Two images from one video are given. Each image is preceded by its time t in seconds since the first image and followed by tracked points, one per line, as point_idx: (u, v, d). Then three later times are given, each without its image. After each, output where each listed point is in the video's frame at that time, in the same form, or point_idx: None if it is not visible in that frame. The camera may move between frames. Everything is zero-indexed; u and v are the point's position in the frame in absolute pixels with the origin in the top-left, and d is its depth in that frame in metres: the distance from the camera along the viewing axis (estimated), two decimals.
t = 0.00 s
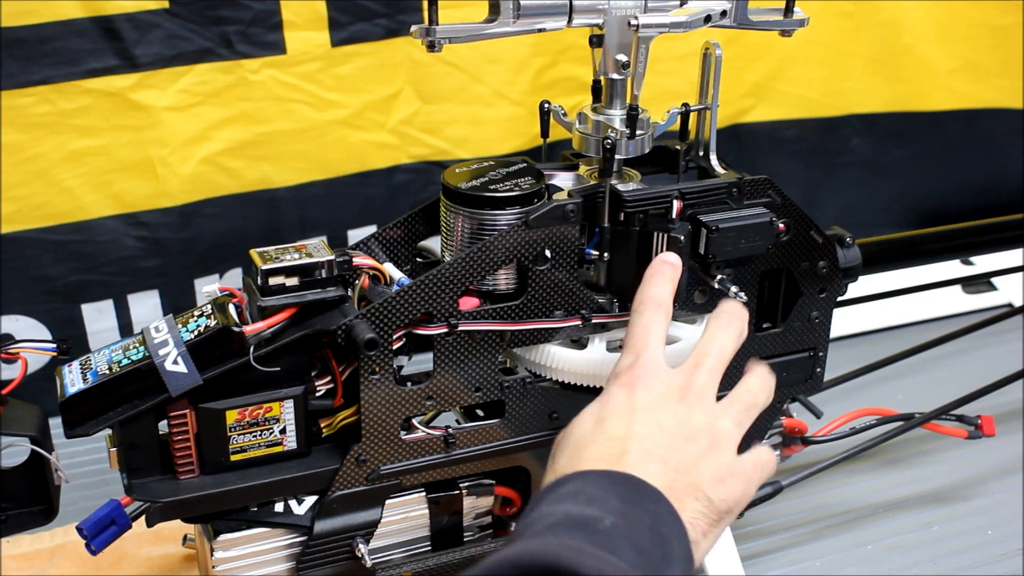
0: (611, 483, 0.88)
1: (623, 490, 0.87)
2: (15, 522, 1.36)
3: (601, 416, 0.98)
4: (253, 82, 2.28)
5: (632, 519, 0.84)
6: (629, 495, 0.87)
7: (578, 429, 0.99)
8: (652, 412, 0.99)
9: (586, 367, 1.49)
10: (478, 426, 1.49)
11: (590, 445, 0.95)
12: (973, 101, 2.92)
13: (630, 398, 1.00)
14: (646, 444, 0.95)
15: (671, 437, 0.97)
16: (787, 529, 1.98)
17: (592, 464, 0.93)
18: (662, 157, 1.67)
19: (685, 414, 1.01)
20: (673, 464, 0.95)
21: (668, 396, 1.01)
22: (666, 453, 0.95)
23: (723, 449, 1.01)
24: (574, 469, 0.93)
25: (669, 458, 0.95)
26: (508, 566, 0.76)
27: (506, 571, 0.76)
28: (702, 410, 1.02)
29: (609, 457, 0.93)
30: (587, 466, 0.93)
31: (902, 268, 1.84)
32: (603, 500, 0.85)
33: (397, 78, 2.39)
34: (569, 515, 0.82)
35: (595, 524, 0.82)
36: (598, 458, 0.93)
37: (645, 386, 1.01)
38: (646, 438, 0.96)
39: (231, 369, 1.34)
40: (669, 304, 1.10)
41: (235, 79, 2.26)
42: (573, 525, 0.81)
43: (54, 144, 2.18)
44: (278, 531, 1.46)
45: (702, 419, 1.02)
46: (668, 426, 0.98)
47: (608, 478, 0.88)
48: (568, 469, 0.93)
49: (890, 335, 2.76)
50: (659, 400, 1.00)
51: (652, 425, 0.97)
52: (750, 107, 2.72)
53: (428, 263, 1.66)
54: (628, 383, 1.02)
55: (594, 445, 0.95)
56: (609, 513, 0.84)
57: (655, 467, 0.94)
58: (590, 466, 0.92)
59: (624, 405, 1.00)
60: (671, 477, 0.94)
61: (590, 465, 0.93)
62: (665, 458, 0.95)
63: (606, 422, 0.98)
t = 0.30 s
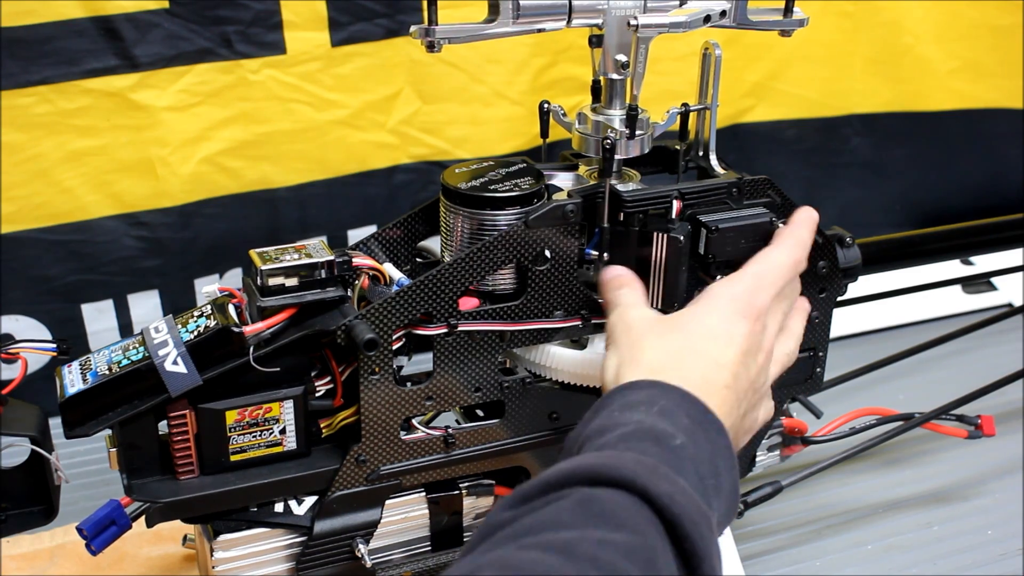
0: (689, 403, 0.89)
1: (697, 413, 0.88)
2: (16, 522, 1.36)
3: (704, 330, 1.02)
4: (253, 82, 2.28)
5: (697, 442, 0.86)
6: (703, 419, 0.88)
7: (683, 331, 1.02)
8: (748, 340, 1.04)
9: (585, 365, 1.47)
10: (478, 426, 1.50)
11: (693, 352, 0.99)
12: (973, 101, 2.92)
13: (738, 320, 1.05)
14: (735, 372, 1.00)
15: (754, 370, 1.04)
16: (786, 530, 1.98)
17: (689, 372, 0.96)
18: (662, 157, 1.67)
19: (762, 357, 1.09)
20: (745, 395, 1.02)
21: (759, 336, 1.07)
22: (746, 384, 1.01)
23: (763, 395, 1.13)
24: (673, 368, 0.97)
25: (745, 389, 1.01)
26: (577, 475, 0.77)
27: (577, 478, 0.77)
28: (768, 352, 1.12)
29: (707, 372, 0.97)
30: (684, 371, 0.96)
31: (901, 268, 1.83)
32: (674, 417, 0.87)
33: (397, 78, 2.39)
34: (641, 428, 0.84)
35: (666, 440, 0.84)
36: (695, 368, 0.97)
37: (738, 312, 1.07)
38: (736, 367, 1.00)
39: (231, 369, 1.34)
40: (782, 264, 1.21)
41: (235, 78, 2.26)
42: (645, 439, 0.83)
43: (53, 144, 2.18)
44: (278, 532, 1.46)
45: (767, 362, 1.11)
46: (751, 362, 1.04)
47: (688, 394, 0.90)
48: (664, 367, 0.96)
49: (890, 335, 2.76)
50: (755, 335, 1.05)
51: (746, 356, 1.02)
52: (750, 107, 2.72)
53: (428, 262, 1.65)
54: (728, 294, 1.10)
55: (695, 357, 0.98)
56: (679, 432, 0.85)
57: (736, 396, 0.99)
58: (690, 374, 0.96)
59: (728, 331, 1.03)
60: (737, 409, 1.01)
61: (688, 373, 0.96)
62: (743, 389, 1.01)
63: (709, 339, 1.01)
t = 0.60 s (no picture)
0: (683, 386, 0.89)
1: (692, 396, 0.88)
2: (16, 522, 1.36)
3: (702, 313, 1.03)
4: (253, 82, 2.28)
5: (693, 427, 0.86)
6: (697, 403, 0.88)
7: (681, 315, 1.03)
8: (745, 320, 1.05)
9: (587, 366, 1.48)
10: (477, 426, 1.50)
11: (690, 334, 0.99)
12: (973, 101, 2.92)
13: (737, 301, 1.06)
14: (733, 354, 1.01)
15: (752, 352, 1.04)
16: (786, 530, 1.98)
17: (687, 356, 0.97)
18: (662, 157, 1.67)
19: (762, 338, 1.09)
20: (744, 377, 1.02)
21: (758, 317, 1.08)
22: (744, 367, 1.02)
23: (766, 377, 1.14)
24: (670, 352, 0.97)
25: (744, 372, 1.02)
26: (572, 466, 0.77)
27: (572, 470, 0.77)
28: (769, 333, 1.13)
29: (705, 356, 0.97)
30: (681, 355, 0.97)
31: (901, 268, 1.83)
32: (670, 402, 0.86)
33: (397, 78, 2.39)
34: (636, 414, 0.84)
35: (661, 426, 0.83)
36: (692, 352, 0.97)
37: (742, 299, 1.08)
38: (734, 350, 1.01)
39: (232, 369, 1.34)
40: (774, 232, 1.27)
41: (235, 79, 2.26)
42: (641, 425, 0.83)
43: (54, 144, 2.18)
44: (278, 531, 1.46)
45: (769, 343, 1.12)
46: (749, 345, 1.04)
47: (683, 378, 0.90)
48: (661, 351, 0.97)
49: (890, 335, 2.76)
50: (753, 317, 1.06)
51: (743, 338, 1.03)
52: (750, 107, 2.72)
53: (428, 262, 1.65)
54: (727, 276, 1.11)
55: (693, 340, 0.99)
56: (675, 417, 0.85)
57: (735, 379, 1.00)
58: (688, 357, 0.96)
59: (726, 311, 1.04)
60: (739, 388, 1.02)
61: (686, 357, 0.97)
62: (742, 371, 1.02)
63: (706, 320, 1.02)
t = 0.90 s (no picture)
0: (677, 369, 0.90)
1: (688, 379, 0.89)
2: (16, 522, 1.36)
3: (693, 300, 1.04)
4: (253, 82, 2.28)
5: (690, 409, 0.86)
6: (693, 386, 0.89)
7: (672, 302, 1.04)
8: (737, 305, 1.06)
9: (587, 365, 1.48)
10: (477, 426, 1.50)
11: (683, 322, 1.00)
12: (973, 101, 2.92)
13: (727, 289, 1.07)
14: (727, 339, 1.01)
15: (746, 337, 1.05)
16: (786, 529, 1.98)
17: (680, 343, 0.97)
18: (662, 157, 1.67)
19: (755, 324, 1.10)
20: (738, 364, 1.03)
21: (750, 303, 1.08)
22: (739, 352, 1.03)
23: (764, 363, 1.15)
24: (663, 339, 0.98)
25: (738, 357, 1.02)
26: (566, 444, 0.77)
27: (565, 449, 0.78)
28: (762, 320, 1.13)
29: (699, 342, 0.98)
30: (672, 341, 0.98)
31: (902, 268, 1.83)
32: (665, 385, 0.87)
33: (397, 78, 2.39)
34: (631, 396, 0.85)
35: (656, 407, 0.84)
36: (684, 337, 0.98)
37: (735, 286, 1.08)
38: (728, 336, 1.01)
39: (232, 369, 1.34)
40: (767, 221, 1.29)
41: (235, 79, 2.26)
42: (635, 405, 0.84)
43: (54, 144, 2.18)
44: (278, 532, 1.46)
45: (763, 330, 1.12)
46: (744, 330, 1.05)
47: (678, 362, 0.91)
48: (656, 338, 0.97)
49: (890, 335, 2.76)
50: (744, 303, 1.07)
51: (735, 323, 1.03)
52: (750, 107, 2.72)
53: (428, 262, 1.65)
54: (717, 266, 1.12)
55: (685, 327, 1.00)
56: (670, 398, 0.86)
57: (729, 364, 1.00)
58: (680, 342, 0.97)
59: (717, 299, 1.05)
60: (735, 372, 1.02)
61: (678, 343, 0.97)
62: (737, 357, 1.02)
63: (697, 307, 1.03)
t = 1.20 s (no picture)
0: (556, 478, 0.78)
1: (570, 484, 0.78)
2: (16, 522, 1.36)
3: (559, 370, 0.87)
4: (253, 82, 2.28)
5: (577, 520, 0.76)
6: (577, 487, 0.78)
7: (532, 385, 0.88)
8: (618, 360, 0.89)
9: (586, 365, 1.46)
10: (477, 426, 1.50)
11: (540, 417, 0.84)
12: (973, 100, 2.92)
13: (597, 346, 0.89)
14: (607, 412, 0.85)
15: (641, 392, 0.88)
16: (786, 529, 1.98)
17: (546, 442, 0.82)
18: (662, 157, 1.67)
19: (653, 369, 0.91)
20: (633, 433, 0.87)
21: (640, 346, 0.91)
22: (633, 418, 0.87)
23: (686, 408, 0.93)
24: (527, 445, 0.82)
25: (631, 426, 0.87)
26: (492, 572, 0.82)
27: None
28: (661, 384, 0.90)
29: (570, 429, 0.83)
30: (540, 443, 0.82)
31: (901, 268, 1.83)
32: (546, 496, 0.77)
33: (397, 78, 2.39)
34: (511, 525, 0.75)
35: (538, 529, 0.74)
36: (554, 431, 0.83)
37: (609, 339, 0.90)
38: (607, 406, 0.86)
39: (231, 369, 1.34)
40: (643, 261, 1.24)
41: (235, 79, 2.26)
42: (514, 537, 0.74)
43: (53, 144, 2.18)
44: (278, 532, 1.46)
45: (667, 374, 0.92)
46: (635, 384, 0.88)
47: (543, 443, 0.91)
48: (520, 445, 0.82)
49: (890, 335, 2.76)
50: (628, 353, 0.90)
51: (616, 385, 0.87)
52: (750, 107, 2.72)
53: (428, 263, 1.65)
54: (587, 336, 0.90)
55: (552, 411, 0.84)
56: (553, 514, 0.75)
57: (619, 439, 0.85)
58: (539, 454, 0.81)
59: (586, 359, 0.89)
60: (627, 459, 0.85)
61: (545, 441, 0.82)
62: (628, 427, 0.86)
63: (564, 379, 0.87)
